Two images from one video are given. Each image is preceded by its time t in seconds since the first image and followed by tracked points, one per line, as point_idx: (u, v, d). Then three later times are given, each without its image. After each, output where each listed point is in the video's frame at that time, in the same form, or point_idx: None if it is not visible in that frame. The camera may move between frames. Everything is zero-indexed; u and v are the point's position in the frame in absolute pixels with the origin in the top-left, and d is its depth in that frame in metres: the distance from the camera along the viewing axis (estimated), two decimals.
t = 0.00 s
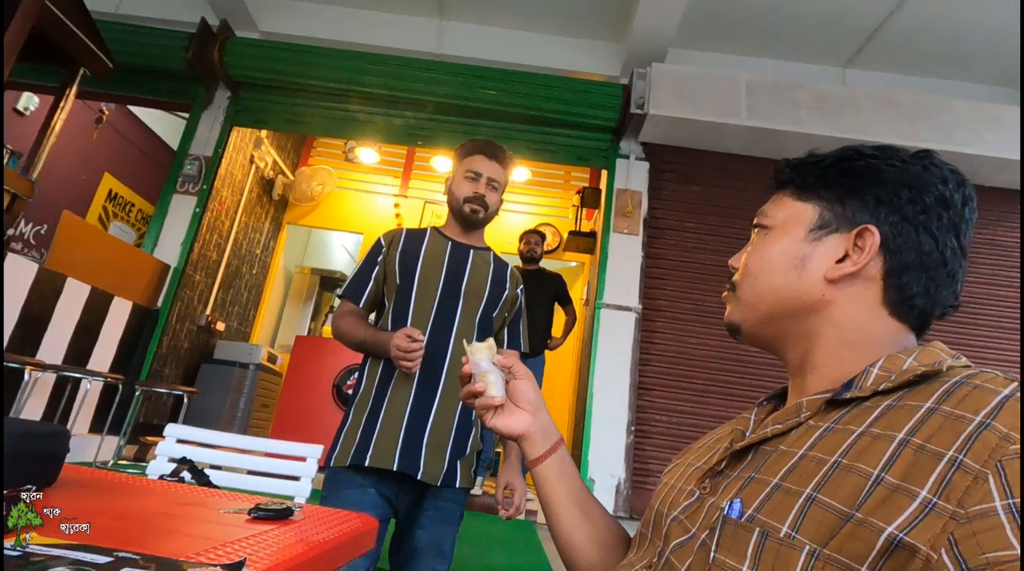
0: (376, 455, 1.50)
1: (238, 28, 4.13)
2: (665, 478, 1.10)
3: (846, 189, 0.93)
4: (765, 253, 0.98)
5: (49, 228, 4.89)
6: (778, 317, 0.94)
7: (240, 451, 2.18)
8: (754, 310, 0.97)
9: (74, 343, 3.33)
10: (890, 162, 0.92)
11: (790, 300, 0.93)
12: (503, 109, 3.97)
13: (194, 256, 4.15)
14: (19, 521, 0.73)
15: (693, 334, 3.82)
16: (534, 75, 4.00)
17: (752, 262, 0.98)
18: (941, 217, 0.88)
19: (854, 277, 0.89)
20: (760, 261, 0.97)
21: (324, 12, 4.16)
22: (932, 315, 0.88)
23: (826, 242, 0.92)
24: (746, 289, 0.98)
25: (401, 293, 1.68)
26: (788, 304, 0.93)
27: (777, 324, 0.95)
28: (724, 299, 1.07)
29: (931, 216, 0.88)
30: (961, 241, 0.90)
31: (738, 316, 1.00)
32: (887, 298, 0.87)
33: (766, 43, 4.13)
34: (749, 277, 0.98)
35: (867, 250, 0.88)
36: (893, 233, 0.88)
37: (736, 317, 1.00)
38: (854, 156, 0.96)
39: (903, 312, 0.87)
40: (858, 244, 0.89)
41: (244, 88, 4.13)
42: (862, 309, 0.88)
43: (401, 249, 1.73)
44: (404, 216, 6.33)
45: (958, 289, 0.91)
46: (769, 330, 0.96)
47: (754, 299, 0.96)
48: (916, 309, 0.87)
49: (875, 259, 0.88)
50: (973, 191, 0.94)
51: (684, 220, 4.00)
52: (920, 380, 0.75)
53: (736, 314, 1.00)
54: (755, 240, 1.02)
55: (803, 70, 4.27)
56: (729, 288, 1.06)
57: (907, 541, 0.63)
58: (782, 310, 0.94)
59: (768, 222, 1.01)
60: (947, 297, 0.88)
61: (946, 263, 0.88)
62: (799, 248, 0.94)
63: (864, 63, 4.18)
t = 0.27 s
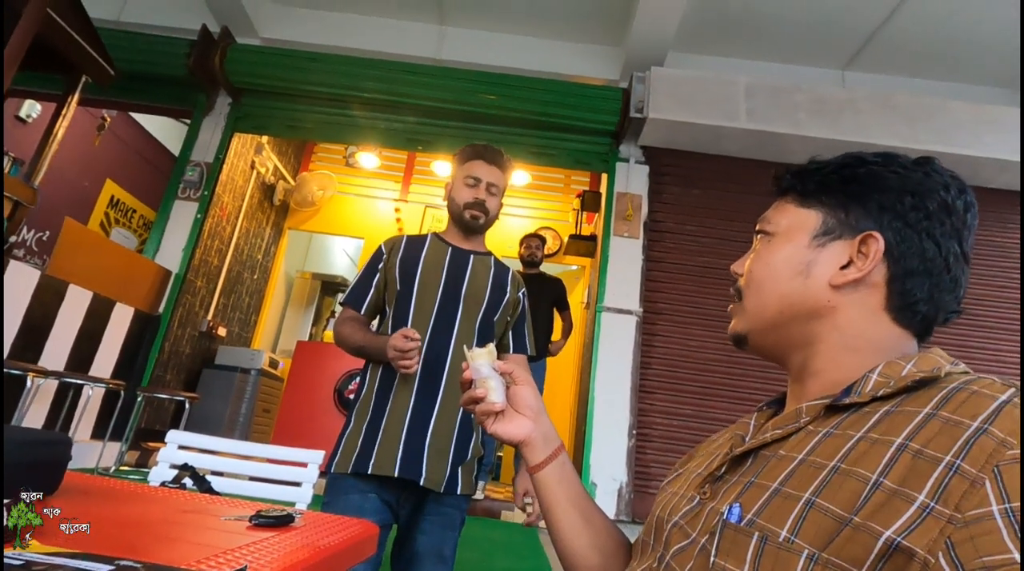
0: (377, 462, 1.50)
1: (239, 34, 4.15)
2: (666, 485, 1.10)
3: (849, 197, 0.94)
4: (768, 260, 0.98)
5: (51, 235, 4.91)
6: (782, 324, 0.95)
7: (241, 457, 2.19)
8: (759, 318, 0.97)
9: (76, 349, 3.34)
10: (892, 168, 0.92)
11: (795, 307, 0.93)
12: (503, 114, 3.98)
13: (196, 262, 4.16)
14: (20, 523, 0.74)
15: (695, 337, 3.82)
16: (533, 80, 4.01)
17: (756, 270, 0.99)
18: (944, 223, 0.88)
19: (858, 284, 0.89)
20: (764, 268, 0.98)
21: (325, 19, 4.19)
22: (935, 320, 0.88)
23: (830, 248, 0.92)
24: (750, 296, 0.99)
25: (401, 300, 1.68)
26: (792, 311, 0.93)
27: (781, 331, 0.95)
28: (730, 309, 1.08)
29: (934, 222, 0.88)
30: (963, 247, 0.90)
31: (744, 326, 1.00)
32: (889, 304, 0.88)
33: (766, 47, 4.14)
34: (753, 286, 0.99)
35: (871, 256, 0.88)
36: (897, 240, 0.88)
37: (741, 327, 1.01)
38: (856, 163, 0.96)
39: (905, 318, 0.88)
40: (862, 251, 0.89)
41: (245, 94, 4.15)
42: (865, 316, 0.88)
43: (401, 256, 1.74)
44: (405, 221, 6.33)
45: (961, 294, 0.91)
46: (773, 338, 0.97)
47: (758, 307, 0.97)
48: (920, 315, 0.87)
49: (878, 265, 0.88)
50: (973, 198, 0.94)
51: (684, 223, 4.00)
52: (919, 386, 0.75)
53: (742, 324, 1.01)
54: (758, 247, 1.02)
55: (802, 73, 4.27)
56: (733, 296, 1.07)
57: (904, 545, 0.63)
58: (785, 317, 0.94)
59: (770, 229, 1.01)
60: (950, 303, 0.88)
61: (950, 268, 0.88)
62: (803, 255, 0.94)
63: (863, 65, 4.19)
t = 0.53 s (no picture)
0: (377, 465, 1.50)
1: (238, 37, 4.15)
2: (666, 488, 1.10)
3: (848, 201, 0.94)
4: (768, 264, 0.98)
5: (49, 237, 4.90)
6: (781, 327, 0.95)
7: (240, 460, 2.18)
8: (758, 321, 0.97)
9: (75, 352, 3.33)
10: (891, 173, 0.92)
11: (794, 310, 0.93)
12: (501, 116, 3.98)
13: (194, 264, 4.15)
14: (20, 521, 0.76)
15: (694, 338, 3.82)
16: (532, 82, 4.01)
17: (755, 274, 0.99)
18: (942, 228, 0.89)
19: (857, 288, 0.89)
20: (763, 272, 0.98)
21: (323, 21, 4.19)
22: (933, 324, 0.89)
23: (829, 253, 0.93)
24: (749, 301, 0.99)
25: (401, 303, 1.69)
26: (791, 314, 0.93)
27: (779, 335, 0.96)
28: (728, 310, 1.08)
29: (932, 228, 0.88)
30: (960, 252, 0.91)
31: (742, 328, 1.00)
32: (888, 307, 0.88)
33: (764, 49, 4.15)
34: (752, 289, 0.99)
35: (869, 261, 0.88)
36: (896, 244, 0.88)
37: (740, 329, 1.01)
38: (855, 168, 0.97)
39: (904, 321, 0.88)
40: (860, 256, 0.89)
41: (244, 96, 4.15)
42: (864, 319, 0.88)
43: (401, 260, 1.74)
44: (404, 224, 6.32)
45: (959, 298, 0.91)
46: (771, 342, 0.97)
47: (756, 311, 0.97)
48: (918, 319, 0.87)
49: (877, 270, 0.88)
50: (970, 203, 0.94)
51: (683, 225, 4.01)
52: (918, 389, 0.75)
53: (739, 326, 1.01)
54: (757, 251, 1.02)
55: (800, 75, 4.28)
56: (731, 298, 1.07)
57: (904, 546, 0.63)
58: (784, 320, 0.94)
59: (770, 233, 1.02)
60: (947, 307, 0.89)
61: (947, 273, 0.89)
62: (802, 259, 0.94)
63: (861, 67, 4.20)
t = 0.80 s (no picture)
0: (376, 462, 1.50)
1: (235, 33, 4.13)
2: (663, 486, 1.10)
3: (836, 197, 0.94)
4: (757, 260, 0.98)
5: (49, 235, 4.89)
6: (770, 322, 0.95)
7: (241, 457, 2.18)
8: (746, 317, 0.97)
9: (76, 350, 3.33)
10: (879, 169, 0.93)
11: (783, 306, 0.93)
12: (500, 111, 3.97)
13: (194, 261, 4.15)
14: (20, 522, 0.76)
15: (693, 333, 3.82)
16: (531, 77, 4.00)
17: (744, 269, 0.99)
18: (929, 224, 0.89)
19: (845, 283, 0.89)
20: (752, 268, 0.98)
21: (321, 16, 4.17)
22: (921, 320, 0.89)
23: (817, 248, 0.92)
24: (738, 297, 0.99)
25: (401, 301, 1.69)
26: (780, 310, 0.93)
27: (768, 331, 0.96)
28: (718, 306, 1.08)
29: (919, 223, 0.88)
30: (946, 248, 0.91)
31: (731, 323, 1.00)
32: (877, 303, 0.88)
33: (763, 42, 4.14)
34: (741, 286, 0.99)
35: (857, 257, 0.88)
36: (883, 240, 0.88)
37: (729, 324, 1.01)
38: (844, 163, 0.97)
39: (893, 316, 0.88)
40: (848, 252, 0.90)
41: (241, 93, 4.13)
42: (852, 315, 0.88)
43: (401, 259, 1.74)
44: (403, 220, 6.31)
45: (946, 294, 0.92)
46: (761, 337, 0.97)
47: (746, 307, 0.97)
48: (906, 314, 0.87)
49: (864, 266, 0.88)
50: (958, 199, 0.94)
51: (683, 219, 4.00)
52: (912, 386, 0.76)
53: (729, 322, 1.01)
54: (746, 247, 1.02)
55: (800, 68, 4.27)
56: (721, 294, 1.07)
57: (898, 544, 0.63)
58: (773, 316, 0.94)
59: (758, 229, 1.01)
60: (935, 302, 0.89)
61: (934, 269, 0.89)
62: (791, 255, 0.94)
63: (860, 60, 4.18)
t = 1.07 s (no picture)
0: (374, 455, 1.51)
1: (236, 25, 4.12)
2: (658, 484, 1.11)
3: (828, 196, 0.94)
4: (748, 257, 0.98)
5: (48, 226, 4.88)
6: (761, 320, 0.95)
7: (241, 450, 2.19)
8: (737, 314, 0.98)
9: (75, 341, 3.33)
10: (871, 169, 0.93)
11: (773, 305, 0.94)
12: (502, 107, 3.96)
13: (193, 254, 4.14)
14: (19, 522, 0.73)
15: (692, 330, 3.83)
16: (533, 72, 3.99)
17: (735, 266, 0.99)
18: (919, 224, 0.89)
19: (835, 282, 0.89)
20: (744, 266, 0.98)
21: (322, 9, 4.15)
22: (911, 320, 0.89)
23: (808, 247, 0.93)
24: (729, 294, 0.99)
25: (402, 297, 1.69)
26: (770, 307, 0.94)
27: (759, 328, 0.96)
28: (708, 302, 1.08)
29: (909, 223, 0.88)
30: (938, 248, 0.91)
31: (722, 319, 1.01)
32: (867, 303, 0.88)
33: (765, 40, 4.13)
34: (732, 284, 0.99)
35: (846, 256, 0.89)
36: (873, 239, 0.89)
37: (720, 320, 1.02)
38: (836, 162, 0.97)
39: (883, 315, 0.88)
40: (838, 251, 0.90)
41: (242, 85, 4.12)
42: (842, 314, 0.89)
43: (402, 255, 1.74)
44: (403, 214, 6.30)
45: (936, 294, 0.91)
46: (751, 334, 0.98)
47: (736, 305, 0.98)
48: (896, 313, 0.87)
49: (854, 265, 0.89)
50: (951, 200, 0.94)
51: (683, 217, 4.00)
52: (905, 384, 0.76)
53: (719, 317, 1.02)
54: (739, 244, 1.02)
55: (802, 67, 4.26)
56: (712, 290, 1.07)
57: (892, 543, 0.63)
58: (763, 314, 0.95)
59: (752, 226, 1.01)
60: (925, 302, 0.89)
61: (923, 269, 0.89)
62: (782, 253, 0.95)
63: (862, 59, 4.18)
